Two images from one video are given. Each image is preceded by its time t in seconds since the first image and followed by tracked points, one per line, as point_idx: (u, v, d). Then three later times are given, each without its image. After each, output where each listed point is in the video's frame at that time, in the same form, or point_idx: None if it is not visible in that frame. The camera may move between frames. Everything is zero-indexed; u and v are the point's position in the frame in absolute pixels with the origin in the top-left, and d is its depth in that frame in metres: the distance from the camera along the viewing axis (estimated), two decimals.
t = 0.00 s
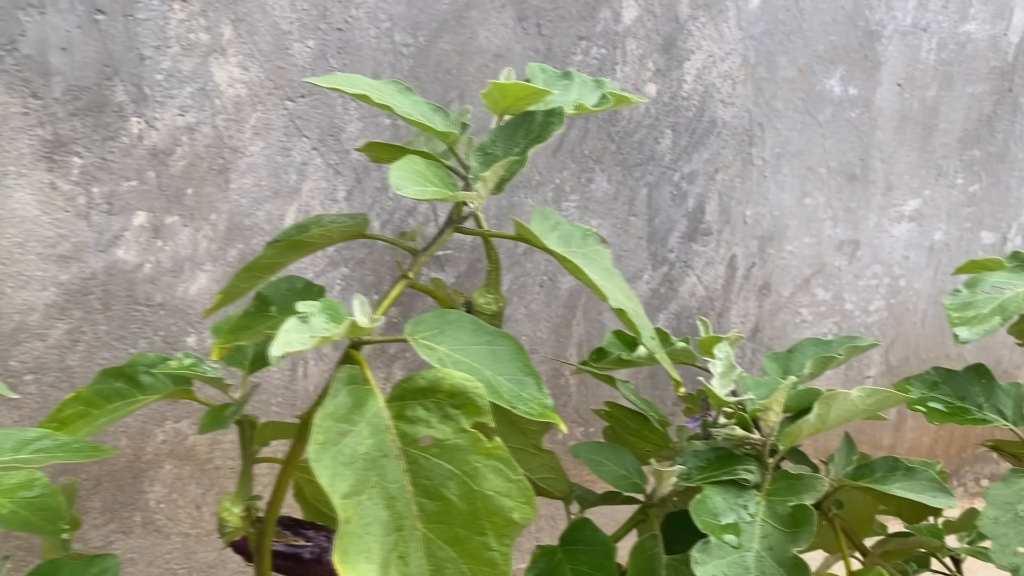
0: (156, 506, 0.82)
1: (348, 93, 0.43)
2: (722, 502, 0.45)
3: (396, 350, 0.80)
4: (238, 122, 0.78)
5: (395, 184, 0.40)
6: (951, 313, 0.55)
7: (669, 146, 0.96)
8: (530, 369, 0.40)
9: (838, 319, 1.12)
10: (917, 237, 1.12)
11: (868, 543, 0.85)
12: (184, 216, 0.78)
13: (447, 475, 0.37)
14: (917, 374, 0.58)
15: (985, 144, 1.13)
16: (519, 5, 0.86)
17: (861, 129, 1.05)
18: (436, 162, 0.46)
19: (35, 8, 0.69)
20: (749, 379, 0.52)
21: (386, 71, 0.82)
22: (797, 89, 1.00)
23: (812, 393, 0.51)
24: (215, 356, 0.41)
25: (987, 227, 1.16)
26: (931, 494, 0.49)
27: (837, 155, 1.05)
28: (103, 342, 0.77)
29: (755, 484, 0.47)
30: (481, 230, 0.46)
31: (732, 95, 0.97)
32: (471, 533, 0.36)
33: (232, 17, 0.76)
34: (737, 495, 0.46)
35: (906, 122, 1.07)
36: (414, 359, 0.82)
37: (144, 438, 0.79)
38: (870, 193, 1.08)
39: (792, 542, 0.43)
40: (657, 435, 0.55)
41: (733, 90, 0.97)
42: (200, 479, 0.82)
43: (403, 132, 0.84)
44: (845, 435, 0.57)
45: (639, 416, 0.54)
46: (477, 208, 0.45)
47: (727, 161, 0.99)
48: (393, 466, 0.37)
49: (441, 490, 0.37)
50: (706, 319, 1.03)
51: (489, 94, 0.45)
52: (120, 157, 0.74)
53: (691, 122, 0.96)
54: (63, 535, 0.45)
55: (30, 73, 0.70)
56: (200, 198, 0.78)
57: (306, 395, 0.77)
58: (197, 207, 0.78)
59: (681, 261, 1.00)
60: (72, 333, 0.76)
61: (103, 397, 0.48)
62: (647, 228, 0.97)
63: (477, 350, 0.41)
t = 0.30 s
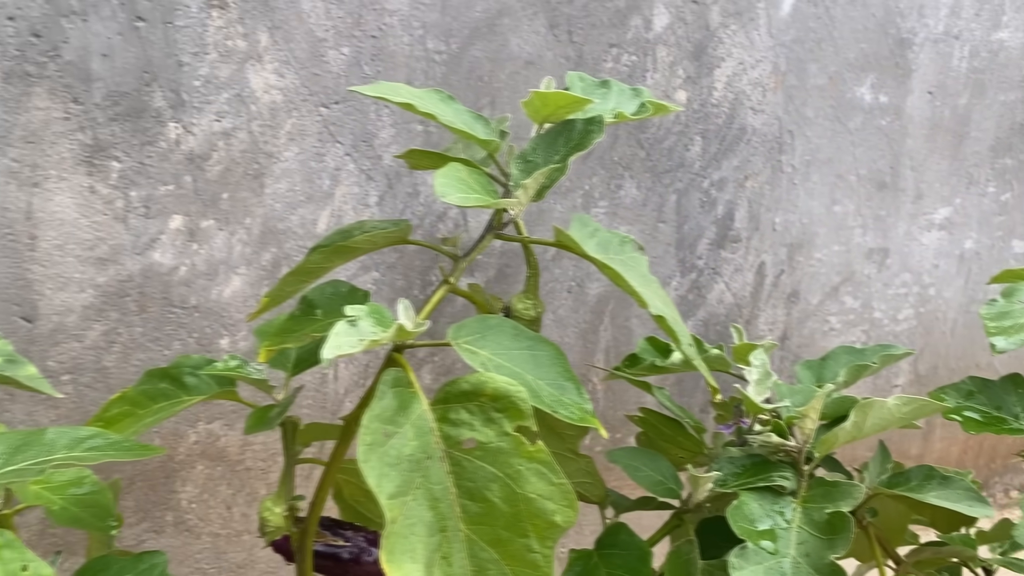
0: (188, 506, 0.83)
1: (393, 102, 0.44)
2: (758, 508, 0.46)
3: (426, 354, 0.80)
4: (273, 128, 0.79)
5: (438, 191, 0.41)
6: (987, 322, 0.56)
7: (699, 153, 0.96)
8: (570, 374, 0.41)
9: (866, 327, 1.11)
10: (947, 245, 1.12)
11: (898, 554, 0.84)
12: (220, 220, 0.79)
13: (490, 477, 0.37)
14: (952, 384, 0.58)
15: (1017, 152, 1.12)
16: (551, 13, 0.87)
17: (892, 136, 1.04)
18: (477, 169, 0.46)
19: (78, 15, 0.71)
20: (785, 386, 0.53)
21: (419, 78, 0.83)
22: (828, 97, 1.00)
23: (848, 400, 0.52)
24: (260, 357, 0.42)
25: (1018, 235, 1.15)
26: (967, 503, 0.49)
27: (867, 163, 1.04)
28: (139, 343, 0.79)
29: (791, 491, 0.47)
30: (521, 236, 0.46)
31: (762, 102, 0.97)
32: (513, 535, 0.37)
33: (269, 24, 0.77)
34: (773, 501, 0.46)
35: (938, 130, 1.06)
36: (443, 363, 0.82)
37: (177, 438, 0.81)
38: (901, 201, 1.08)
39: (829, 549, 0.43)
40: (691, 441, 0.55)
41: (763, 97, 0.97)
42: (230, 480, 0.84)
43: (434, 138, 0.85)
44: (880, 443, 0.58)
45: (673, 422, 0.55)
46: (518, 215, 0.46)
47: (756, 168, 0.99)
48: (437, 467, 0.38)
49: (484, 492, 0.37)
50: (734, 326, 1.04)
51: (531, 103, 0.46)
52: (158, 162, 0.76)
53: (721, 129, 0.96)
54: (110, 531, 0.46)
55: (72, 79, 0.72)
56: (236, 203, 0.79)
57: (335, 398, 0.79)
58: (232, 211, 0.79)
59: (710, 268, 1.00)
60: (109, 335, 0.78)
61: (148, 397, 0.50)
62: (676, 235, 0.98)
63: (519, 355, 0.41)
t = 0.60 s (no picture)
0: (221, 505, 0.84)
1: (440, 108, 0.45)
2: (799, 514, 0.46)
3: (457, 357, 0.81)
4: (310, 132, 0.80)
5: (485, 196, 0.41)
6: None
7: (731, 159, 0.96)
8: (615, 378, 0.41)
9: (898, 335, 1.10)
10: (981, 253, 1.09)
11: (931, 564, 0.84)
12: (257, 223, 0.80)
13: (537, 479, 0.38)
14: (992, 394, 0.58)
15: None
16: (586, 19, 0.87)
17: (925, 144, 1.03)
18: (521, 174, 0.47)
19: (122, 21, 0.72)
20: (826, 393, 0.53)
21: (454, 83, 0.84)
22: (862, 104, 0.99)
23: (889, 406, 0.52)
24: (310, 358, 0.43)
25: None
26: (1010, 512, 0.49)
27: (901, 171, 1.03)
28: (176, 343, 0.81)
29: (832, 498, 0.47)
30: (564, 240, 0.47)
31: (796, 109, 0.97)
32: (560, 537, 0.37)
33: (308, 30, 0.78)
34: (814, 507, 0.47)
35: (973, 137, 1.04)
36: (474, 367, 0.83)
37: (212, 439, 0.82)
38: (934, 208, 1.06)
39: (871, 555, 0.43)
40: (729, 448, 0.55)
41: (797, 104, 0.97)
42: (263, 480, 0.85)
43: (468, 142, 0.86)
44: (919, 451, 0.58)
45: (712, 428, 0.55)
46: (562, 220, 0.46)
47: (789, 175, 0.99)
48: (484, 468, 0.38)
49: (530, 493, 0.38)
50: (766, 333, 1.03)
51: (576, 109, 0.46)
52: (197, 165, 0.77)
53: (753, 136, 0.96)
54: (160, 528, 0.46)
55: (116, 84, 0.73)
56: (273, 206, 0.80)
57: (368, 398, 0.81)
58: (269, 214, 0.80)
59: (742, 274, 1.00)
60: (147, 335, 0.80)
61: (196, 396, 0.51)
62: (708, 241, 0.98)
63: (564, 358, 0.42)
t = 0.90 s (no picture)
0: (255, 503, 0.86)
1: (490, 113, 0.45)
2: (843, 520, 0.46)
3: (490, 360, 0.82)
4: (349, 137, 0.81)
5: (535, 200, 0.42)
6: None
7: (767, 165, 0.96)
8: (661, 382, 0.42)
9: (932, 343, 1.08)
10: (1019, 262, 1.07)
11: None
12: (295, 225, 0.81)
13: (586, 480, 0.38)
14: None
15: None
16: (622, 25, 0.87)
17: (962, 151, 1.02)
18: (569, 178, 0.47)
19: (168, 25, 0.74)
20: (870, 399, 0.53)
21: (491, 89, 0.84)
22: (898, 111, 0.99)
23: (933, 414, 0.52)
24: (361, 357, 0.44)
25: None
26: None
27: (937, 178, 1.02)
28: (215, 343, 0.82)
29: (876, 504, 0.47)
30: (610, 245, 0.47)
31: (832, 115, 0.97)
32: (608, 538, 0.37)
33: (348, 36, 0.79)
34: (858, 513, 0.47)
35: (1011, 145, 1.03)
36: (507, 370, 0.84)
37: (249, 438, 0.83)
38: (970, 217, 1.05)
39: (916, 562, 0.43)
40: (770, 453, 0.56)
41: (832, 110, 0.96)
42: (297, 479, 0.86)
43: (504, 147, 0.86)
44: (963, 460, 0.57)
45: (753, 433, 0.55)
46: (609, 224, 0.46)
47: (824, 182, 0.98)
48: (534, 469, 0.39)
49: (580, 494, 0.38)
50: (799, 340, 1.03)
51: (623, 115, 0.47)
52: (238, 168, 0.78)
53: (789, 142, 0.96)
54: (212, 525, 0.47)
55: (160, 87, 0.75)
56: (311, 209, 0.81)
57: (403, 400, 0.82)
58: (308, 217, 0.81)
59: (775, 281, 1.00)
60: (186, 334, 0.81)
61: (245, 394, 0.52)
62: (743, 247, 0.98)
63: (612, 361, 0.42)
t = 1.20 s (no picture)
0: (292, 503, 0.87)
1: (541, 120, 0.46)
2: (890, 527, 0.46)
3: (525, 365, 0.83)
4: (389, 142, 0.82)
5: (586, 206, 0.42)
6: None
7: (804, 172, 0.95)
8: (710, 387, 0.42)
9: (968, 353, 1.07)
10: None
11: None
12: (336, 229, 0.82)
13: (637, 483, 0.39)
14: None
15: None
16: (661, 32, 0.88)
17: (1002, 160, 1.02)
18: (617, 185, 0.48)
19: (215, 31, 0.75)
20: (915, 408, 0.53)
21: (529, 95, 0.85)
22: (936, 119, 0.98)
23: (978, 423, 0.51)
24: (412, 358, 0.45)
25: None
26: None
27: (976, 187, 1.02)
28: (255, 343, 0.83)
29: (922, 512, 0.48)
30: (658, 251, 0.47)
31: (870, 123, 0.96)
32: (659, 541, 0.38)
33: (390, 42, 0.80)
34: (904, 521, 0.47)
35: None
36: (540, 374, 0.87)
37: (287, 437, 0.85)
38: (1010, 226, 1.04)
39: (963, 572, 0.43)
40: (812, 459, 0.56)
41: (870, 118, 0.96)
42: (333, 479, 0.87)
43: (541, 153, 0.87)
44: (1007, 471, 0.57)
45: (796, 439, 0.56)
46: (657, 231, 0.47)
47: (861, 190, 0.98)
48: (584, 471, 0.39)
49: (630, 497, 0.39)
50: (833, 349, 1.02)
51: (672, 122, 0.47)
52: (282, 171, 0.79)
53: (827, 149, 0.95)
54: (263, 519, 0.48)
55: (206, 92, 0.76)
56: (351, 212, 0.83)
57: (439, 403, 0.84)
58: (348, 220, 0.82)
59: (811, 288, 0.99)
60: (227, 335, 0.82)
61: (294, 393, 0.53)
62: (778, 254, 0.97)
63: (662, 365, 0.42)
